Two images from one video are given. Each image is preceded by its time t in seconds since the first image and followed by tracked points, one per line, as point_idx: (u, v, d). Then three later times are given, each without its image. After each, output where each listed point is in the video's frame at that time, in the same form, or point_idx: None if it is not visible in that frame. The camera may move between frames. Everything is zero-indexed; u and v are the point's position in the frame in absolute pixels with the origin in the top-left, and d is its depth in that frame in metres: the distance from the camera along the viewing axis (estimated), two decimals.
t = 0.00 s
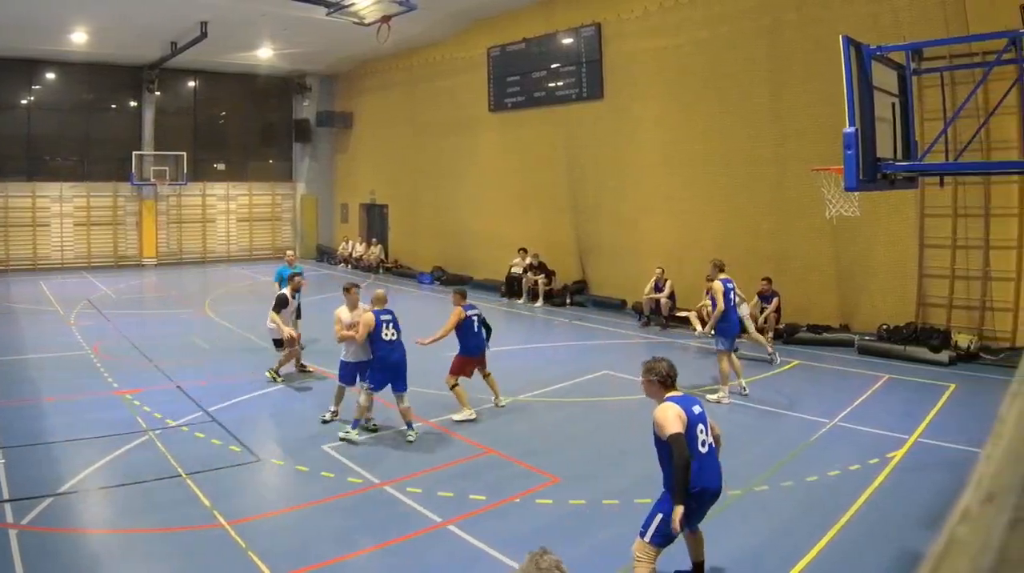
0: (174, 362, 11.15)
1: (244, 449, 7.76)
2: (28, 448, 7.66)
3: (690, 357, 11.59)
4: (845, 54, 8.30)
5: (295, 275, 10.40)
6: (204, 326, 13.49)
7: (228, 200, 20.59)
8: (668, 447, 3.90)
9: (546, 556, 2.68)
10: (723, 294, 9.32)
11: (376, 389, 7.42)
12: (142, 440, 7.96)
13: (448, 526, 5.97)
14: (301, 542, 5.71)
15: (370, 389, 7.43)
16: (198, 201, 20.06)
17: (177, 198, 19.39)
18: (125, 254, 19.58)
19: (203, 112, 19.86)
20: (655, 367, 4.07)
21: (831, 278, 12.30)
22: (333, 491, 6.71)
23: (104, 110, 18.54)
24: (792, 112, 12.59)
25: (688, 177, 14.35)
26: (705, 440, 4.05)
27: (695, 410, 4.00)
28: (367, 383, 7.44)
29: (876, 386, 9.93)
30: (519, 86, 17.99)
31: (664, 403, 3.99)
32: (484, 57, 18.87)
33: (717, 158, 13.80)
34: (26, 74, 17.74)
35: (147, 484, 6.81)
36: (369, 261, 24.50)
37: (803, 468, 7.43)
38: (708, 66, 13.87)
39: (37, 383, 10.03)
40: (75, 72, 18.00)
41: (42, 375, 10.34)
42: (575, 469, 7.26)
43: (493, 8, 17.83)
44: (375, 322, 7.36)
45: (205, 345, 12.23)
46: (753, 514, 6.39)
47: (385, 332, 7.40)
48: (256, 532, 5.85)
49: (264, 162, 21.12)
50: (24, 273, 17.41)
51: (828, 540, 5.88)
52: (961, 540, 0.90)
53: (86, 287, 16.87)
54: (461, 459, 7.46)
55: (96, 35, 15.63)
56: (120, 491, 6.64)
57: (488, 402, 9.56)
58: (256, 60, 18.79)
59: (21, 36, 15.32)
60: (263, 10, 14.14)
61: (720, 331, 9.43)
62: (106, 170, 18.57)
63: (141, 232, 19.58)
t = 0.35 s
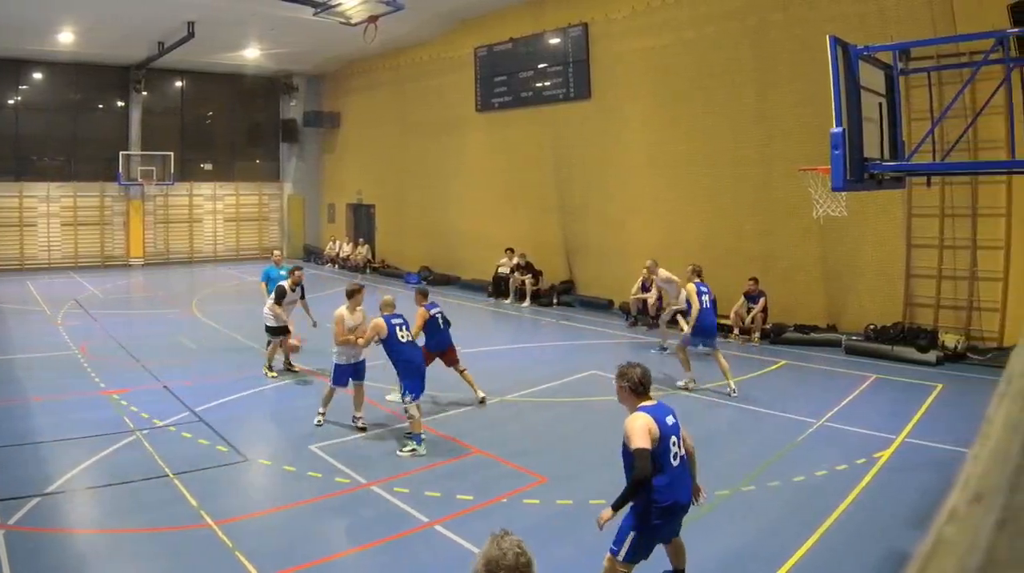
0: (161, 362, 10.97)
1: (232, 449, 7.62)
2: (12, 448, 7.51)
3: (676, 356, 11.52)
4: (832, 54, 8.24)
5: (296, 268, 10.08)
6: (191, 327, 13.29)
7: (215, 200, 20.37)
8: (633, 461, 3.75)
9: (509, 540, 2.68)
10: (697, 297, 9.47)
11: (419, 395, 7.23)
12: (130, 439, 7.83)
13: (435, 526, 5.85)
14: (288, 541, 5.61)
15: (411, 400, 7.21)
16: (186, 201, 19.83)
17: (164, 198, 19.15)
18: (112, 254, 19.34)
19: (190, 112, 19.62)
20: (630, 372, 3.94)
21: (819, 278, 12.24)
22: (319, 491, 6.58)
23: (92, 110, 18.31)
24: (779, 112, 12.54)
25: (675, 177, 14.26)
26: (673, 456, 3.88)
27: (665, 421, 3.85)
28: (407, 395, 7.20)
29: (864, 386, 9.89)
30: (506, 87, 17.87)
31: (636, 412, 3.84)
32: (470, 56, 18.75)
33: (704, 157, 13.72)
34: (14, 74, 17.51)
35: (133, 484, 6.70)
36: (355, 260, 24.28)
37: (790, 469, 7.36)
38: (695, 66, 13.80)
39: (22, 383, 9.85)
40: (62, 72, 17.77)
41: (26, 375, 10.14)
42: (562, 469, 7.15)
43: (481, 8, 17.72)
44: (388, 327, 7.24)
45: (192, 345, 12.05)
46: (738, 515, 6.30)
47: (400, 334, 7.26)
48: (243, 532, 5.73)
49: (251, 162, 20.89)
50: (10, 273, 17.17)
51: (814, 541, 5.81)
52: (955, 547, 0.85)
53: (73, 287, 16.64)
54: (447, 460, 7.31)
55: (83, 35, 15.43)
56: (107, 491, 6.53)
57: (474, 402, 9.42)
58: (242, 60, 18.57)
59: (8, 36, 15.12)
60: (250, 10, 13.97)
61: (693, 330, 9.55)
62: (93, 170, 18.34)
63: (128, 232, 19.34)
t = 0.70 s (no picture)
0: (150, 362, 10.82)
1: (220, 449, 7.49)
2: None
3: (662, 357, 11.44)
4: (821, 54, 8.19)
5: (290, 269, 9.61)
6: (179, 327, 13.11)
7: (204, 200, 20.17)
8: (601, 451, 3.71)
9: (448, 537, 2.51)
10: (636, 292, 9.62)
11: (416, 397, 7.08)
12: (118, 439, 7.69)
13: (423, 526, 5.74)
14: (279, 539, 5.52)
15: (406, 401, 7.05)
16: (174, 200, 19.64)
17: (153, 198, 18.94)
18: (100, 254, 19.15)
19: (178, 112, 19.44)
20: (611, 363, 3.88)
21: (807, 277, 12.21)
22: (307, 491, 6.46)
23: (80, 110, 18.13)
24: (767, 112, 12.49)
25: (663, 176, 14.20)
26: (645, 453, 3.78)
27: (640, 415, 3.77)
28: (403, 394, 7.06)
29: (853, 386, 9.84)
30: (493, 87, 17.78)
31: (611, 404, 3.79)
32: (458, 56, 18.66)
33: (693, 157, 13.64)
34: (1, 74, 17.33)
35: (120, 483, 6.57)
36: (344, 260, 24.12)
37: (778, 469, 7.29)
38: (683, 65, 13.74)
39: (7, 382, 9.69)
40: (50, 71, 17.60)
41: (12, 375, 9.97)
42: (551, 469, 7.04)
43: (469, 8, 17.61)
44: (397, 328, 7.07)
45: (180, 345, 11.89)
46: (725, 515, 6.22)
47: (410, 335, 7.09)
48: (233, 532, 5.63)
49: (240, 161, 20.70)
50: None
51: (801, 541, 5.73)
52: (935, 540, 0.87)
53: (60, 286, 16.45)
54: (435, 461, 7.19)
55: (71, 35, 15.29)
56: (94, 490, 6.41)
57: (463, 402, 9.31)
58: (230, 60, 18.40)
59: None
60: (238, 10, 13.81)
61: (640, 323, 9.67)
62: (81, 170, 18.17)
63: (116, 232, 19.15)
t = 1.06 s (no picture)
0: (138, 362, 10.66)
1: (209, 449, 7.34)
2: None
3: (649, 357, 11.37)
4: (809, 54, 8.13)
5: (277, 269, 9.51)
6: (167, 326, 12.94)
7: (192, 200, 19.96)
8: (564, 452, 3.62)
9: (331, 520, 2.64)
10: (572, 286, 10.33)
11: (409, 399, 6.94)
12: (105, 439, 7.54)
13: (411, 526, 5.63)
14: (268, 539, 5.41)
15: (401, 404, 6.95)
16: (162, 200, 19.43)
17: (141, 198, 18.75)
18: (88, 254, 18.95)
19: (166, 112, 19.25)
20: (577, 364, 3.82)
21: (795, 277, 12.16)
22: (295, 491, 6.34)
23: (68, 110, 17.94)
24: (755, 111, 12.44)
25: (651, 175, 14.13)
26: (607, 454, 3.70)
27: (603, 418, 3.71)
28: (398, 398, 6.94)
29: (842, 385, 9.80)
30: (481, 87, 17.70)
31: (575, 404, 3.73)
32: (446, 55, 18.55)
33: (681, 157, 13.56)
34: None
35: (108, 483, 6.44)
36: (332, 260, 23.94)
37: (767, 468, 7.23)
38: (670, 65, 13.69)
39: None
40: (38, 71, 17.41)
41: None
42: (539, 469, 6.93)
43: (457, 7, 17.51)
44: (388, 330, 6.93)
45: (169, 344, 11.73)
46: (713, 516, 6.14)
47: (401, 337, 6.91)
48: (222, 532, 5.52)
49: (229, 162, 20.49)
50: None
51: (788, 541, 5.65)
52: (925, 540, 0.97)
53: (48, 286, 16.25)
54: (423, 461, 7.07)
55: (59, 34, 15.14)
56: (83, 491, 6.28)
57: (452, 402, 9.20)
58: (217, 60, 18.22)
59: None
60: (224, 9, 13.66)
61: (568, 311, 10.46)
62: (69, 170, 17.97)
63: (104, 232, 18.95)
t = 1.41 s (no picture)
0: (126, 362, 10.49)
1: (196, 449, 7.18)
2: None
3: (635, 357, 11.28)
4: (796, 54, 8.07)
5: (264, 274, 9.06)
6: (154, 326, 12.73)
7: (179, 199, 19.71)
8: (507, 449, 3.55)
9: (280, 531, 2.56)
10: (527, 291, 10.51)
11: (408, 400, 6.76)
12: (93, 439, 7.38)
13: (398, 526, 5.52)
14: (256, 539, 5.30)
15: (398, 402, 6.74)
16: (149, 200, 19.19)
17: (128, 198, 18.52)
18: (75, 254, 18.70)
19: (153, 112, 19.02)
20: (521, 360, 3.74)
21: (782, 276, 12.12)
22: (282, 491, 6.20)
23: (55, 110, 17.72)
24: (742, 112, 12.39)
25: (638, 175, 14.07)
26: (553, 451, 3.60)
27: (548, 413, 3.61)
28: (395, 397, 6.73)
29: (830, 385, 9.74)
30: (468, 87, 17.58)
31: (518, 402, 3.65)
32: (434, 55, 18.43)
33: (668, 156, 13.50)
34: None
35: (95, 483, 6.30)
36: (319, 260, 23.72)
37: (754, 468, 7.15)
38: (658, 65, 13.63)
39: None
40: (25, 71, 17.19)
41: None
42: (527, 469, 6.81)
43: (445, 7, 17.39)
44: (388, 330, 6.83)
45: (157, 344, 11.54)
46: (698, 517, 6.04)
47: (403, 337, 6.82)
48: (210, 532, 5.39)
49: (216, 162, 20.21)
50: None
51: (774, 543, 5.55)
52: (910, 539, 0.89)
53: (34, 286, 16.01)
54: (409, 460, 6.94)
55: (46, 35, 14.95)
56: (69, 491, 6.14)
57: (440, 402, 9.07)
58: (204, 60, 18.00)
59: None
60: (211, 9, 13.51)
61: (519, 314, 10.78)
62: (57, 170, 17.74)
63: (91, 231, 18.70)
